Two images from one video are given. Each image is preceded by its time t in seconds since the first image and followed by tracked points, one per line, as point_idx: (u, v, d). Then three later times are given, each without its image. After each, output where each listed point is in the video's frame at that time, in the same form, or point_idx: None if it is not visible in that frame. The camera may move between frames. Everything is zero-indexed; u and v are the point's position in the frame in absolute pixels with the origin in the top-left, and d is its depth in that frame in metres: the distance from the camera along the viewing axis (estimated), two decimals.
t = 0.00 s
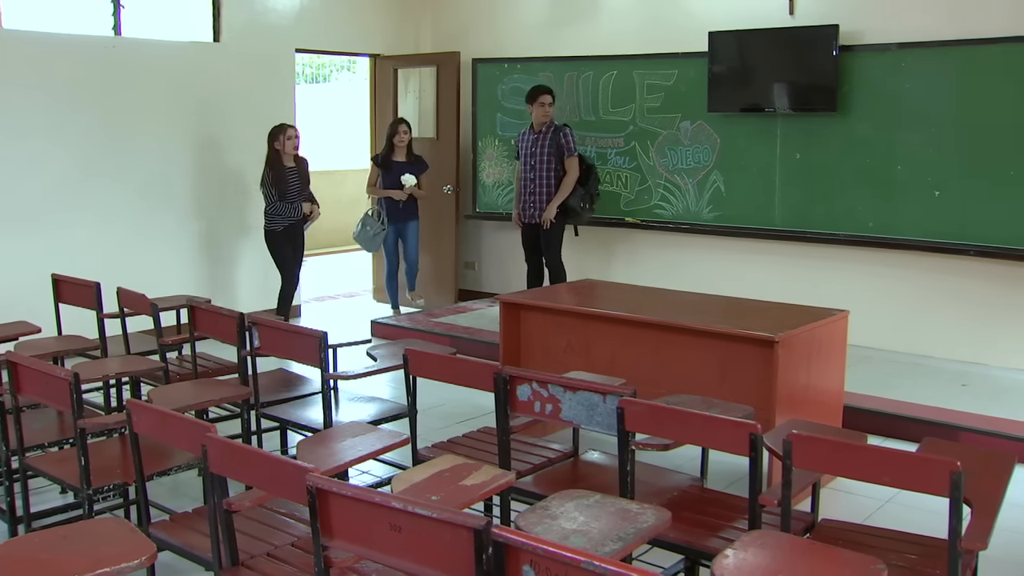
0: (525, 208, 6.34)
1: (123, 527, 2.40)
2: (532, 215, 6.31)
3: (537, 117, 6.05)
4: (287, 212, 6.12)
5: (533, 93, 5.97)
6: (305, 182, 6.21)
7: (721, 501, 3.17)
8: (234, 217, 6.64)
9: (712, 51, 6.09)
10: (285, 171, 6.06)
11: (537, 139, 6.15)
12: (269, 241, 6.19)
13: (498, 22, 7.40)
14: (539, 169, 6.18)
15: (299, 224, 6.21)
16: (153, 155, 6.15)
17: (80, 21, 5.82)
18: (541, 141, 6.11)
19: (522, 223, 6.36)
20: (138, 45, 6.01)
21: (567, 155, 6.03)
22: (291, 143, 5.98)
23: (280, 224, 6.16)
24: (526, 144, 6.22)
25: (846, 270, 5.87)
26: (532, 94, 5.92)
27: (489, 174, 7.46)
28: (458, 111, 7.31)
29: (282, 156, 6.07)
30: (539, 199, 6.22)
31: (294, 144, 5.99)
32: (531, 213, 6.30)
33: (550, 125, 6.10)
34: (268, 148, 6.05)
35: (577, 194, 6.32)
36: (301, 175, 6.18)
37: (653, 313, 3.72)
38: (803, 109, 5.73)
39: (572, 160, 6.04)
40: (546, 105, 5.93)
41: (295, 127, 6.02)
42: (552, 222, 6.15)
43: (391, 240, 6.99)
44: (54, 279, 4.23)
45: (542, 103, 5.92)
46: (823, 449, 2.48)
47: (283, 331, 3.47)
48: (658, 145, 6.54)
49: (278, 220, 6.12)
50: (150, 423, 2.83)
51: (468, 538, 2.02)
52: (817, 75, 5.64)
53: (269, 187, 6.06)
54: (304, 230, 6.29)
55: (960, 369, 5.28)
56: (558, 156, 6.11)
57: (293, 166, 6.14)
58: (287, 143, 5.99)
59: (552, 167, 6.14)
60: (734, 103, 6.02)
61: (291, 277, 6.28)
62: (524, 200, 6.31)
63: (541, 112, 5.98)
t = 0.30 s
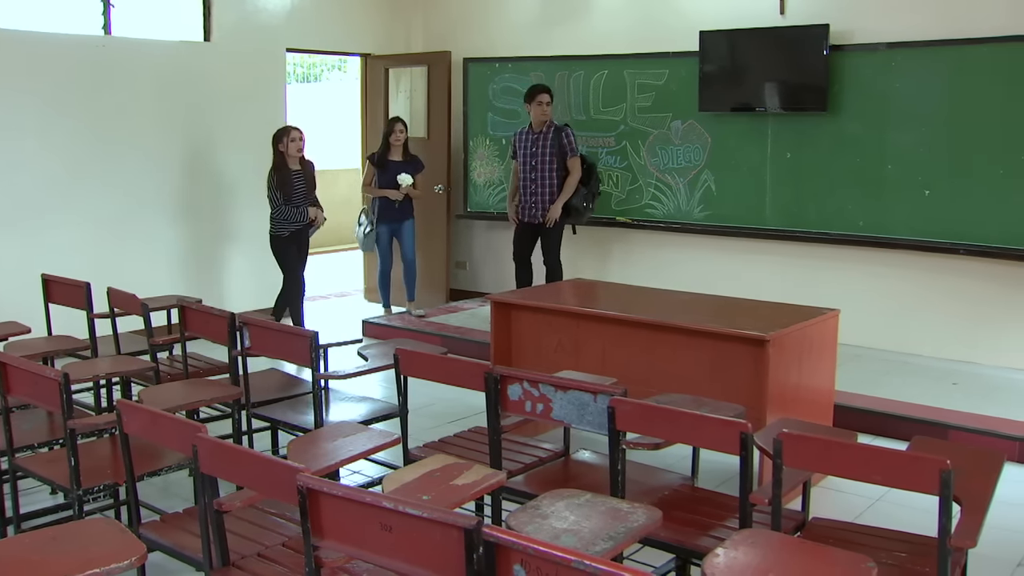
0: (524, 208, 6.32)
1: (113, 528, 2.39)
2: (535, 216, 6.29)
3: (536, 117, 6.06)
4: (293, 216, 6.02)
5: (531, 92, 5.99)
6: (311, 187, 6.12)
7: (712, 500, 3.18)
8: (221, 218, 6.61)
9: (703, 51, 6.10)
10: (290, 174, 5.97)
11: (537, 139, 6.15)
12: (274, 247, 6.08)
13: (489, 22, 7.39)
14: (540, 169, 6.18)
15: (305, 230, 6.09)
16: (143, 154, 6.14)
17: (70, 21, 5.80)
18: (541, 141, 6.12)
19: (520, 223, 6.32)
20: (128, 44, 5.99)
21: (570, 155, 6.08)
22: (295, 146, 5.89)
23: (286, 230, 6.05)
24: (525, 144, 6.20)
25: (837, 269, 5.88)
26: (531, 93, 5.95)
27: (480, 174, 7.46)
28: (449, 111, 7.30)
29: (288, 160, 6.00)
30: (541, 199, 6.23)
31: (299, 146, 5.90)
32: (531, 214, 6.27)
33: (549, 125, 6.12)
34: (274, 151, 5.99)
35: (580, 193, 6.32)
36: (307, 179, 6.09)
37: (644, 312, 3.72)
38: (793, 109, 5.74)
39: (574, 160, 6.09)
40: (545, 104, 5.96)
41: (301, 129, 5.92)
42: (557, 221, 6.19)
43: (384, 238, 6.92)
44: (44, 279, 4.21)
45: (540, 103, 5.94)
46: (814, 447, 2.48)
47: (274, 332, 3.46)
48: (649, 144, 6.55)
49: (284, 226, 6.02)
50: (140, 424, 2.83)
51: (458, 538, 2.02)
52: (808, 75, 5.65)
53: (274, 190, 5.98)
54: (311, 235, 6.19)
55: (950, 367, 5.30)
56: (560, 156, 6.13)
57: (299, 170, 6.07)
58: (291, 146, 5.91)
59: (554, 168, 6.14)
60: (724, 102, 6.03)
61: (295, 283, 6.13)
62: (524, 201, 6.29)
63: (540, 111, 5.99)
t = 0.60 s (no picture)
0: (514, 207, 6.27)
1: (99, 530, 2.38)
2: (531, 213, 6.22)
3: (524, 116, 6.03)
4: (295, 214, 5.64)
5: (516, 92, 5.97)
6: (314, 185, 5.73)
7: (700, 499, 3.18)
8: (206, 218, 6.59)
9: (690, 51, 6.10)
10: (293, 170, 5.61)
11: (526, 138, 6.11)
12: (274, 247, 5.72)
13: (476, 21, 7.39)
14: (532, 168, 6.12)
15: (309, 229, 5.72)
16: (128, 152, 6.11)
17: (54, 20, 5.78)
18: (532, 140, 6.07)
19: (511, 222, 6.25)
20: (113, 44, 5.97)
21: (563, 153, 6.13)
22: (299, 143, 5.51)
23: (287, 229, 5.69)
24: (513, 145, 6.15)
25: (826, 268, 5.89)
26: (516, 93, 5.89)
27: (468, 173, 7.46)
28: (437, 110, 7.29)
29: (291, 156, 5.62)
30: (535, 197, 6.16)
31: (305, 144, 5.53)
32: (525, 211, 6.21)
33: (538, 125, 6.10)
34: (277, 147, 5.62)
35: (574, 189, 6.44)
36: (310, 177, 5.69)
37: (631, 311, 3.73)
38: (781, 107, 5.75)
39: (565, 158, 6.11)
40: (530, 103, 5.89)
41: (307, 125, 5.55)
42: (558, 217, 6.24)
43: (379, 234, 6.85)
44: (30, 279, 4.19)
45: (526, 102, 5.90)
46: (801, 446, 2.49)
47: (263, 331, 3.45)
48: (637, 144, 6.55)
49: (285, 225, 5.65)
50: (126, 424, 2.82)
51: (445, 537, 2.02)
52: (795, 74, 5.66)
53: (276, 188, 5.61)
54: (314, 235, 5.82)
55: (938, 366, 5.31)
56: (552, 156, 6.12)
57: (302, 167, 5.68)
58: (295, 142, 5.53)
59: (548, 168, 6.11)
60: (712, 101, 6.03)
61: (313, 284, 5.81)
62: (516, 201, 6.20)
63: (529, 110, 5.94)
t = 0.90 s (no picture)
0: (500, 209, 6.25)
1: (79, 531, 2.36)
2: (521, 213, 6.23)
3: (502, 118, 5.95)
4: (300, 218, 5.38)
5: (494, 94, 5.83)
6: (321, 188, 5.46)
7: (683, 497, 3.19)
8: (188, 219, 6.57)
9: (674, 49, 6.11)
10: (299, 173, 5.33)
11: (508, 139, 6.07)
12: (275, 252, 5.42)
13: (459, 20, 7.37)
14: (518, 168, 6.13)
15: (313, 235, 5.45)
16: (110, 152, 6.09)
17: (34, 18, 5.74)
18: (516, 141, 6.05)
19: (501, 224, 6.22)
20: (93, 41, 5.93)
21: (545, 150, 6.19)
22: (308, 145, 5.24)
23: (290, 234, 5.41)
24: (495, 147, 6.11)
25: (811, 267, 5.90)
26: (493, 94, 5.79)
27: (452, 172, 7.45)
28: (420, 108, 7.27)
29: (298, 158, 5.34)
30: (525, 196, 6.18)
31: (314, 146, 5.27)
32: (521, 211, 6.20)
33: (517, 125, 6.06)
34: (283, 148, 5.34)
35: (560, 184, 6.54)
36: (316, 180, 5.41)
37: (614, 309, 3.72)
38: (764, 105, 5.77)
39: (546, 154, 6.17)
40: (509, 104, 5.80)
41: (315, 127, 5.28)
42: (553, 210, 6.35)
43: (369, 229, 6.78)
44: (11, 279, 4.16)
45: (504, 102, 5.81)
46: (784, 443, 2.49)
47: (247, 331, 3.44)
48: (621, 142, 6.56)
49: (289, 229, 5.37)
50: (107, 425, 2.80)
51: (428, 536, 2.02)
52: (779, 72, 5.68)
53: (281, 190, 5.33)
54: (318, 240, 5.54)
55: (921, 363, 5.33)
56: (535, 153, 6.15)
57: (309, 169, 5.39)
58: (301, 144, 5.26)
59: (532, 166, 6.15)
60: (696, 100, 6.04)
61: (317, 287, 5.58)
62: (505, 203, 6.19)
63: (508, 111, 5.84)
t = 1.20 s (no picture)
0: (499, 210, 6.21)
1: (59, 531, 2.35)
2: (521, 214, 6.23)
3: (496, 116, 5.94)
4: (320, 216, 5.32)
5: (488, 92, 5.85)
6: (339, 186, 5.45)
7: (666, 494, 3.19)
8: (172, 219, 6.55)
9: (657, 47, 6.11)
10: (320, 169, 5.30)
11: (505, 137, 6.06)
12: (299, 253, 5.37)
13: (442, 18, 7.37)
14: (516, 168, 6.13)
15: (333, 232, 5.40)
16: (92, 151, 6.07)
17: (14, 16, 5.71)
18: (513, 139, 6.06)
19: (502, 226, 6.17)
20: (74, 39, 5.90)
21: (535, 149, 6.22)
22: (327, 140, 5.22)
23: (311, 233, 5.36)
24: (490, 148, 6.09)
25: (794, 264, 5.92)
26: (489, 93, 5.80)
27: (436, 170, 7.45)
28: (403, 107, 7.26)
29: (318, 155, 5.31)
30: (524, 196, 6.19)
31: (333, 141, 5.25)
32: (524, 211, 6.20)
33: (511, 124, 6.08)
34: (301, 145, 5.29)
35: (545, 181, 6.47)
36: (336, 177, 5.40)
37: (596, 307, 3.73)
38: (747, 103, 5.77)
39: (538, 154, 6.23)
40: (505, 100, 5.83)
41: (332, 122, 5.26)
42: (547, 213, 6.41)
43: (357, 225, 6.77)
44: None
45: (501, 100, 5.82)
46: (766, 440, 2.51)
47: (228, 330, 3.43)
48: (604, 140, 6.57)
49: (308, 228, 5.32)
50: (88, 425, 2.79)
51: (410, 535, 2.01)
52: (761, 71, 5.69)
53: (301, 187, 5.30)
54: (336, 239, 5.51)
55: (904, 360, 5.36)
56: (528, 153, 6.17)
57: (328, 166, 5.38)
58: (320, 141, 5.23)
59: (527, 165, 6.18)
60: (678, 98, 6.05)
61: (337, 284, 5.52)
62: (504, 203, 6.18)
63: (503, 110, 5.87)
